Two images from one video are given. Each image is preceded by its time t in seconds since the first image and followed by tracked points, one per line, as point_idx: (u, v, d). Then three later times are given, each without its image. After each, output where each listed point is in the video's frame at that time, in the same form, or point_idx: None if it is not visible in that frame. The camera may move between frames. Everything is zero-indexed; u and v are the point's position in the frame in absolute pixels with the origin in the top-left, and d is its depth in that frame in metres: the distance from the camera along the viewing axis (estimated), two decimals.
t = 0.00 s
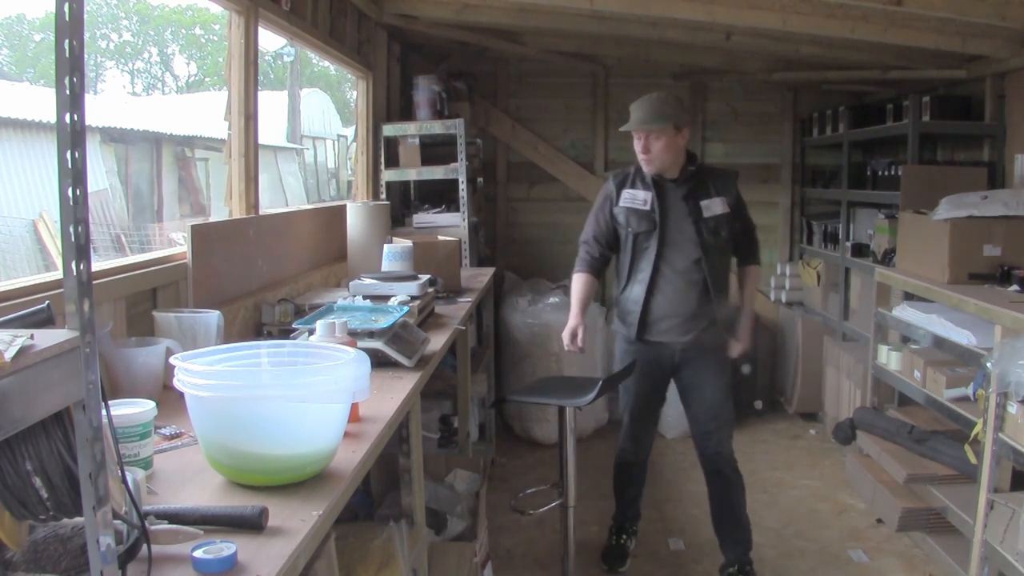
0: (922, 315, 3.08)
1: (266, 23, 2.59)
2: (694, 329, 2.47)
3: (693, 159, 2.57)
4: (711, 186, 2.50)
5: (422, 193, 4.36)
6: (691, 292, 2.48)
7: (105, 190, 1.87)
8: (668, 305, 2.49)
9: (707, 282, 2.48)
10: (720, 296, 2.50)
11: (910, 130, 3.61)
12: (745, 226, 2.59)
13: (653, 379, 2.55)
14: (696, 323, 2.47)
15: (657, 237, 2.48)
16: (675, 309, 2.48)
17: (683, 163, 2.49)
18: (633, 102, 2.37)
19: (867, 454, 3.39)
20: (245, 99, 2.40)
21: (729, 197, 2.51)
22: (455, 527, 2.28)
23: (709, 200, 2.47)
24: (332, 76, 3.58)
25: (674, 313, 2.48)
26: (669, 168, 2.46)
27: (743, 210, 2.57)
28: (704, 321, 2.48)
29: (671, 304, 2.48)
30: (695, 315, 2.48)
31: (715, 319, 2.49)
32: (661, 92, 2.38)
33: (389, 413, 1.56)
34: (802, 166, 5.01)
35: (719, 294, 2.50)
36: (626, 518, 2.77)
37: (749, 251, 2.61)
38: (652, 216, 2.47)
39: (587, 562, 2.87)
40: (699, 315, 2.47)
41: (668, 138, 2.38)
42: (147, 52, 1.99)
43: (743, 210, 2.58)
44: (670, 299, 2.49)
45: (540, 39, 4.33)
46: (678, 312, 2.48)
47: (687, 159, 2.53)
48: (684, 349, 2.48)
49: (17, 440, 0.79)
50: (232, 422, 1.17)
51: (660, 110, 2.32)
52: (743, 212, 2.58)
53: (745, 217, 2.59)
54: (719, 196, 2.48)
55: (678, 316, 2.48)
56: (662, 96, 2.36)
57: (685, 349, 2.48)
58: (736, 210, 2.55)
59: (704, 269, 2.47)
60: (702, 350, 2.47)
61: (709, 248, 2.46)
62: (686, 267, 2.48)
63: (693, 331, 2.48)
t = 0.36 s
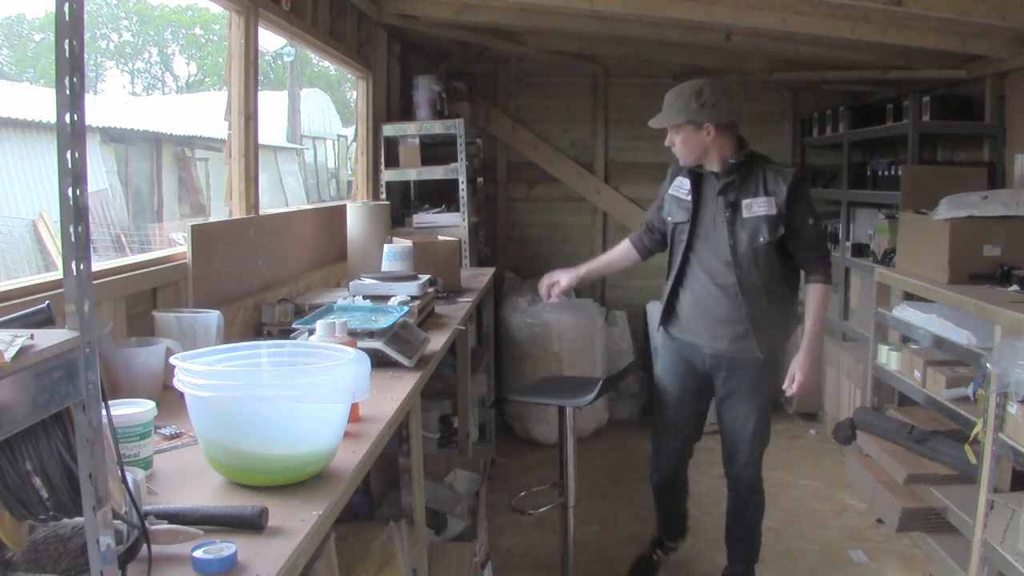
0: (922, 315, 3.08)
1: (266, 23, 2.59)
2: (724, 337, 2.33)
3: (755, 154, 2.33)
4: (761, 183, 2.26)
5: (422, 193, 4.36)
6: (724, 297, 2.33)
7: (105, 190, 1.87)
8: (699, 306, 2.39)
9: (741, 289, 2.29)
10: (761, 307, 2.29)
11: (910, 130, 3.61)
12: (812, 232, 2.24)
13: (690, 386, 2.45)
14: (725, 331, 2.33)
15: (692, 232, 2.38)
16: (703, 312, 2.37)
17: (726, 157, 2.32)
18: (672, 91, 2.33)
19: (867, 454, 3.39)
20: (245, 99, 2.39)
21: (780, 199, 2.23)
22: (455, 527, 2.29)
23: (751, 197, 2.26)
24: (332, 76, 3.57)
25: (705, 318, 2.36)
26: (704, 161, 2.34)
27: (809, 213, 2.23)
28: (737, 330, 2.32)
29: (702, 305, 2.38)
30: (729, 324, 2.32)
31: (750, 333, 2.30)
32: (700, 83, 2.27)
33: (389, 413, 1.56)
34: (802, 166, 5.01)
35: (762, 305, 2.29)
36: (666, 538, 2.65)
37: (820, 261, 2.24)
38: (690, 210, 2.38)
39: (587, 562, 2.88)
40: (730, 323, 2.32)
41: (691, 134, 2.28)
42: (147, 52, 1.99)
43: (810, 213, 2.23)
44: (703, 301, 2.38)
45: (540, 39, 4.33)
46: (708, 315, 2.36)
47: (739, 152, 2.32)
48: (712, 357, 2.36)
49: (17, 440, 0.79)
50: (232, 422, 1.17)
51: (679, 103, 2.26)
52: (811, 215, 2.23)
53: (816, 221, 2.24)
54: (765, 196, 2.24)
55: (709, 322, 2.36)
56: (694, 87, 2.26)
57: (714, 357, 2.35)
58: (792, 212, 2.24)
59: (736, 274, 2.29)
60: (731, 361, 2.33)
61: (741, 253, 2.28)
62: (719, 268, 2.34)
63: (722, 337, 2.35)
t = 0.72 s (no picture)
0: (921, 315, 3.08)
1: (266, 23, 2.60)
2: (716, 352, 2.21)
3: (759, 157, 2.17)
4: (755, 188, 2.13)
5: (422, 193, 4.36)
6: (717, 309, 2.21)
7: (105, 190, 1.87)
8: (694, 318, 2.28)
9: (732, 300, 2.17)
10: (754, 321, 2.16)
11: (910, 129, 3.61)
12: (807, 241, 2.06)
13: (696, 408, 2.29)
14: (718, 346, 2.21)
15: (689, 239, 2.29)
16: (697, 324, 2.26)
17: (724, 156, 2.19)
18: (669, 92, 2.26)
19: (867, 454, 3.39)
20: (245, 99, 2.39)
21: (772, 205, 2.08)
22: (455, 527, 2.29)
23: (744, 203, 2.13)
24: (332, 76, 3.58)
25: (700, 332, 2.25)
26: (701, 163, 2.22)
27: (805, 221, 2.07)
28: (729, 345, 2.19)
29: (696, 317, 2.27)
30: (722, 339, 2.20)
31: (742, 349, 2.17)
32: (694, 81, 2.18)
33: (389, 413, 1.56)
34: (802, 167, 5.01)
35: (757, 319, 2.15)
36: None
37: (816, 273, 2.06)
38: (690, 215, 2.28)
39: (587, 562, 2.88)
40: (721, 338, 2.19)
41: (684, 133, 2.18)
42: (147, 51, 2.00)
43: (806, 221, 2.07)
44: (697, 312, 2.27)
45: (540, 39, 4.33)
46: (702, 328, 2.25)
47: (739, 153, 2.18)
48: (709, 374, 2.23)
49: (17, 440, 0.79)
50: (232, 422, 1.17)
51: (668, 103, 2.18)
52: (808, 222, 2.07)
53: (812, 230, 2.06)
54: (756, 201, 2.11)
55: (703, 336, 2.24)
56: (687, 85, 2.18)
57: (710, 375, 2.22)
58: (784, 219, 2.08)
59: (727, 284, 2.17)
60: (725, 379, 2.21)
61: (731, 262, 2.15)
62: (712, 278, 2.22)
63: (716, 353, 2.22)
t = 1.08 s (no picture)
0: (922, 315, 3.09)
1: (266, 23, 2.60)
2: (704, 362, 1.99)
3: (732, 153, 2.01)
4: (738, 178, 1.95)
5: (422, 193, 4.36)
6: (702, 313, 1.99)
7: (105, 190, 1.87)
8: (672, 328, 2.05)
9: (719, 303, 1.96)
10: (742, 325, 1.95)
11: (910, 129, 3.61)
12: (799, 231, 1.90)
13: (672, 433, 2.11)
14: (706, 355, 1.99)
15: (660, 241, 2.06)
16: (677, 334, 2.03)
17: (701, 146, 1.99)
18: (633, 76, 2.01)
19: (868, 454, 3.39)
20: (245, 99, 2.38)
21: (760, 193, 1.92)
22: (455, 527, 2.29)
23: (728, 193, 1.95)
24: (332, 76, 3.57)
25: (683, 342, 2.02)
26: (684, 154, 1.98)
27: (794, 210, 1.91)
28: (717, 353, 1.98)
29: (675, 327, 2.04)
30: (710, 348, 1.98)
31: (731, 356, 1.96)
32: (668, 64, 1.96)
33: (389, 413, 1.56)
34: (802, 167, 5.01)
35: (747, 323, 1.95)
36: None
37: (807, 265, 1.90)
38: (657, 214, 2.06)
39: (588, 561, 2.88)
40: (709, 347, 1.98)
41: (676, 117, 1.93)
42: (147, 51, 2.00)
43: (795, 210, 1.91)
44: (677, 320, 2.03)
45: (540, 39, 4.33)
46: (685, 338, 2.02)
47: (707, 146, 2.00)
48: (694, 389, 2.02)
49: (17, 440, 0.79)
50: (232, 422, 1.17)
51: (655, 85, 1.91)
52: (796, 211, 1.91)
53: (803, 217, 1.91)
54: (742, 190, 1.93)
55: (686, 346, 2.02)
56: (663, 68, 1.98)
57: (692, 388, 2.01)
58: (774, 208, 1.92)
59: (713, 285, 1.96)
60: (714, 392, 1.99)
61: (717, 258, 1.95)
62: (693, 280, 2.01)
63: (704, 365, 2.00)
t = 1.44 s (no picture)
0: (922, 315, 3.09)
1: (267, 23, 2.60)
2: (706, 383, 1.77)
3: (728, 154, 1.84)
4: (740, 181, 1.79)
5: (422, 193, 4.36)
6: (704, 329, 1.77)
7: (105, 190, 1.87)
8: (669, 348, 1.80)
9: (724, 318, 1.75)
10: (746, 340, 1.76)
11: (910, 130, 3.61)
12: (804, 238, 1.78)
13: (662, 456, 1.88)
14: (708, 376, 1.77)
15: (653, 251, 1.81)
16: (674, 354, 1.80)
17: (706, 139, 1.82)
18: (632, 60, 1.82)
19: (868, 454, 3.39)
20: (245, 99, 2.38)
21: (766, 197, 1.76)
22: (455, 527, 2.29)
23: (730, 197, 1.77)
24: (332, 76, 3.57)
25: (679, 362, 1.79)
26: (693, 144, 1.79)
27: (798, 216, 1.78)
28: (721, 372, 1.77)
29: (672, 345, 1.80)
30: (712, 366, 1.77)
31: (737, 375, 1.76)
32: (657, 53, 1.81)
33: (389, 413, 1.56)
34: (802, 167, 5.01)
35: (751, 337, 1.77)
36: None
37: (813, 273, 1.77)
38: (647, 222, 1.81)
39: (588, 562, 2.88)
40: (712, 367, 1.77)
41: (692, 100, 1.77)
42: (147, 51, 2.00)
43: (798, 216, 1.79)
44: (674, 337, 1.80)
45: (540, 39, 4.33)
46: (683, 358, 1.79)
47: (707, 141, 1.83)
48: (691, 412, 1.79)
49: (17, 440, 0.79)
50: (232, 422, 1.17)
51: (675, 59, 1.74)
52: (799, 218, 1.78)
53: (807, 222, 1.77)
54: (745, 193, 1.77)
55: (684, 366, 1.79)
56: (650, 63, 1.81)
57: (690, 413, 1.79)
58: (780, 213, 1.77)
59: (717, 298, 1.75)
60: (714, 415, 1.77)
61: (722, 267, 1.75)
62: (693, 293, 1.78)
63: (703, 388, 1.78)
